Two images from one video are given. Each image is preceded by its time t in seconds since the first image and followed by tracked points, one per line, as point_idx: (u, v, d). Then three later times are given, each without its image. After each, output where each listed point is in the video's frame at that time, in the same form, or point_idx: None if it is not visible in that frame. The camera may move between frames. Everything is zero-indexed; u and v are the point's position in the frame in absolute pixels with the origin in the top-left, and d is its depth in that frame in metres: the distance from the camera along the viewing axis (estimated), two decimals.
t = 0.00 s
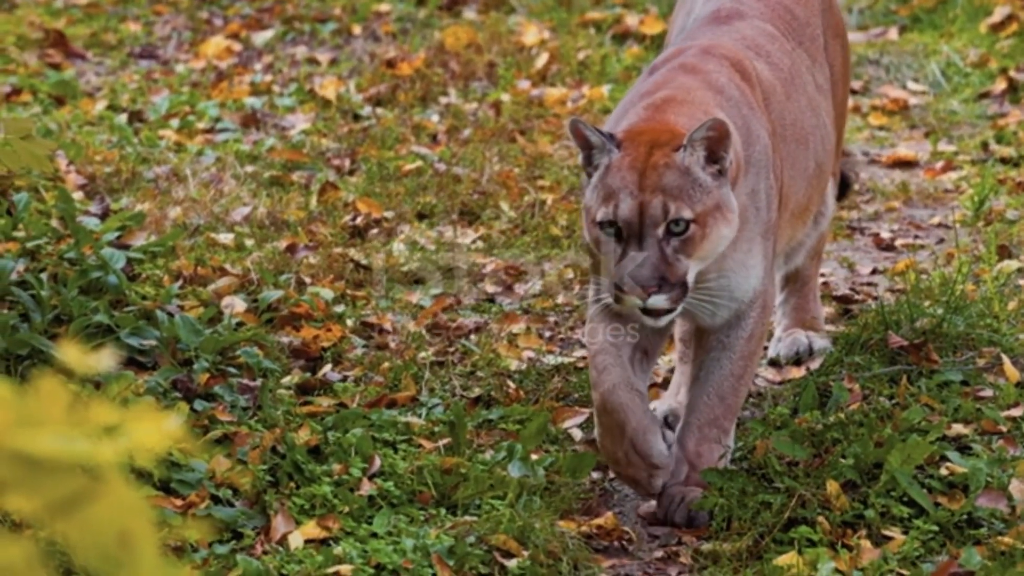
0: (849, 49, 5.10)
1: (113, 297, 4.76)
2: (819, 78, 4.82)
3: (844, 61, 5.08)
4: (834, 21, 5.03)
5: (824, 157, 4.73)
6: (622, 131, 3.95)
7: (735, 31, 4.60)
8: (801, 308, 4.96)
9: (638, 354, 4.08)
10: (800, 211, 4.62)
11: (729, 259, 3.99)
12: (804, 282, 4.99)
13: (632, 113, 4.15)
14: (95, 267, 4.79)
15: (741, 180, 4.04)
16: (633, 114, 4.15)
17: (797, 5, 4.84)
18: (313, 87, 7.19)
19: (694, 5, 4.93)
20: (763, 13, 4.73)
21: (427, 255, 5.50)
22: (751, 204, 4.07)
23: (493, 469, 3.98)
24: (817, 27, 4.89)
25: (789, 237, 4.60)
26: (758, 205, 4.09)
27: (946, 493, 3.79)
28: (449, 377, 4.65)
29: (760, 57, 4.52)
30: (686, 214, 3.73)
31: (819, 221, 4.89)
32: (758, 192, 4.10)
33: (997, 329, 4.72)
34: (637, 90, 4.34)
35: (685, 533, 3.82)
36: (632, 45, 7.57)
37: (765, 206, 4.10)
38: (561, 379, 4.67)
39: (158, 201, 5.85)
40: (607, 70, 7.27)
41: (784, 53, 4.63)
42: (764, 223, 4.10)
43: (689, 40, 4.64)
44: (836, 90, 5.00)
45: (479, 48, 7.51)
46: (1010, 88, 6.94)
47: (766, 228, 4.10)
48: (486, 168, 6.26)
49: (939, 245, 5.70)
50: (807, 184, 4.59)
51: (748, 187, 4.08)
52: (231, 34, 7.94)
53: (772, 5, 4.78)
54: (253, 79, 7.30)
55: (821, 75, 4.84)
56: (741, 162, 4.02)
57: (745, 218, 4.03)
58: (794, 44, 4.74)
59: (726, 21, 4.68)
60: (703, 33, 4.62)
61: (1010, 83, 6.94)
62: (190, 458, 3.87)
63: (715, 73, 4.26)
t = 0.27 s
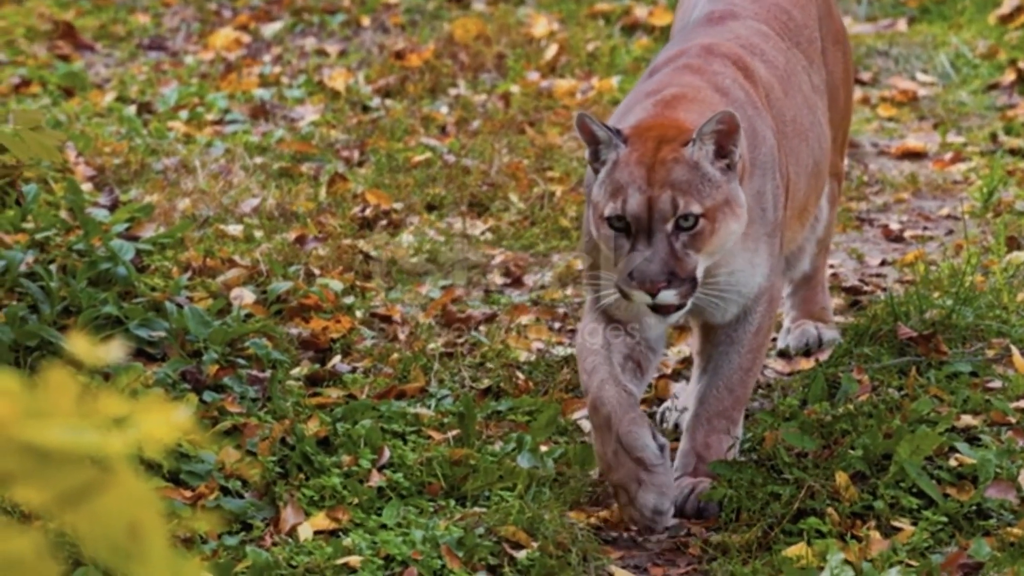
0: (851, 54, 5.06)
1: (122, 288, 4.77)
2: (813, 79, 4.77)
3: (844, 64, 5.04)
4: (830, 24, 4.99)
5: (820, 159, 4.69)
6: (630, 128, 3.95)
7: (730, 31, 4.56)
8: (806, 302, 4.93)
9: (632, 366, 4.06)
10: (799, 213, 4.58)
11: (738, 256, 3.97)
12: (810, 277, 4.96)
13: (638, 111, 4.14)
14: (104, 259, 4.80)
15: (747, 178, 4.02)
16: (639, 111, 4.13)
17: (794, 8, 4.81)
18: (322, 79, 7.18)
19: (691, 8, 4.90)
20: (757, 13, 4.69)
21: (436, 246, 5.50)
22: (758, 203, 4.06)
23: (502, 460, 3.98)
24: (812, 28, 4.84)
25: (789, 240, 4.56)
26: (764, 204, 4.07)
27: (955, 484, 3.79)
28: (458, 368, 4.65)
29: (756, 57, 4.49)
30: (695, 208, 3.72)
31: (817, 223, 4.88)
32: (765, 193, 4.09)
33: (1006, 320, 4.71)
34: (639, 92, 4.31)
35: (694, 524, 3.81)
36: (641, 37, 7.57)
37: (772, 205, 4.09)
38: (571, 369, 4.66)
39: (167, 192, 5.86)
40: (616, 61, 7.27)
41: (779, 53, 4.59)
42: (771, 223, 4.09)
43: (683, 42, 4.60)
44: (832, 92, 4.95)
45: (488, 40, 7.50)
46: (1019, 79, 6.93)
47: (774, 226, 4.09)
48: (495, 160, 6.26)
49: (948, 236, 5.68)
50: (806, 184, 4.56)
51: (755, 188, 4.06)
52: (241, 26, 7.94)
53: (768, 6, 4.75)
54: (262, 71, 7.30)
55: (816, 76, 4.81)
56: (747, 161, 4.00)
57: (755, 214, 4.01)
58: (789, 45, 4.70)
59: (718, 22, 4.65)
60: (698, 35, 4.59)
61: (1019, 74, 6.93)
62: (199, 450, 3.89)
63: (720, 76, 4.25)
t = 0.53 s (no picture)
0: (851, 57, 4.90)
1: (130, 279, 4.77)
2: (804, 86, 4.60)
3: (842, 68, 4.86)
4: (824, 25, 4.82)
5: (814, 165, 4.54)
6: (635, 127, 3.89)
7: (720, 36, 4.46)
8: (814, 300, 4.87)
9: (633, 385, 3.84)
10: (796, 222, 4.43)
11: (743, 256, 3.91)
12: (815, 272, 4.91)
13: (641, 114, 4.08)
14: (112, 250, 4.81)
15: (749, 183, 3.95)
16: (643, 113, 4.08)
17: (786, 15, 4.65)
18: (330, 69, 7.18)
19: (685, 14, 4.78)
20: (746, 21, 4.56)
21: (445, 238, 5.50)
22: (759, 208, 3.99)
23: (511, 451, 3.98)
24: (804, 35, 4.68)
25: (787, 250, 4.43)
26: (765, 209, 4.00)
27: (963, 476, 3.78)
28: (466, 359, 4.65)
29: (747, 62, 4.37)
30: (704, 207, 3.66)
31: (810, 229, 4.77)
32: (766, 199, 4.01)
33: (1014, 311, 4.70)
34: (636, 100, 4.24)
35: (702, 515, 3.82)
36: (649, 28, 7.56)
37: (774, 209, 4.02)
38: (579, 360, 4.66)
39: (175, 183, 5.86)
40: (624, 52, 7.26)
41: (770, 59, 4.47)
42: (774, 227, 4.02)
43: (672, 50, 4.51)
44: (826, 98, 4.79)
45: (496, 30, 7.50)
46: None
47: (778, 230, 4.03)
48: (503, 150, 6.26)
49: (956, 227, 5.68)
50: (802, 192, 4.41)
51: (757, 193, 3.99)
52: (249, 17, 7.94)
53: (758, 14, 4.61)
54: (270, 62, 7.30)
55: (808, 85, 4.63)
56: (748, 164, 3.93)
57: (760, 216, 3.95)
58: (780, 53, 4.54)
59: (705, 30, 4.53)
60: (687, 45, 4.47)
61: None
62: (208, 440, 3.90)
63: (722, 83, 4.19)
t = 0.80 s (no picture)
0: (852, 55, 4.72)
1: (137, 270, 4.78)
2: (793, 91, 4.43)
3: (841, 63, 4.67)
4: (820, 19, 4.63)
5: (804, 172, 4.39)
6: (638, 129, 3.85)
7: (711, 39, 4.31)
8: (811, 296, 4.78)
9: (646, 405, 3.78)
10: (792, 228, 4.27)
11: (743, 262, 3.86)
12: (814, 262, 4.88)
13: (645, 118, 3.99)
14: (119, 241, 4.81)
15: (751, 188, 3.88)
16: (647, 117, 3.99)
17: (777, 13, 4.47)
18: (338, 60, 7.18)
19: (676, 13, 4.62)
20: (735, 22, 4.40)
21: (452, 229, 5.50)
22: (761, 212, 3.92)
23: (518, 442, 3.98)
24: (795, 34, 4.49)
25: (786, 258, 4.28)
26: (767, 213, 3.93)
27: (970, 466, 3.78)
28: (473, 350, 4.64)
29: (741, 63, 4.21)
30: (706, 209, 3.63)
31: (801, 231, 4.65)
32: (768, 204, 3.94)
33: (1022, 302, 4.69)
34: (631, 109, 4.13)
35: (709, 506, 3.82)
36: (657, 19, 7.56)
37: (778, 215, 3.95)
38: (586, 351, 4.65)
39: (182, 174, 5.87)
40: (632, 43, 7.26)
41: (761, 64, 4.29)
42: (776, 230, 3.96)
43: (661, 54, 4.38)
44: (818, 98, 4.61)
45: (503, 21, 7.49)
46: None
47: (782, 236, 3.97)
48: (510, 141, 6.25)
49: (964, 218, 5.66)
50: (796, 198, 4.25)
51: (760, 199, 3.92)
52: (256, 8, 7.93)
53: (747, 14, 4.44)
54: (277, 53, 7.30)
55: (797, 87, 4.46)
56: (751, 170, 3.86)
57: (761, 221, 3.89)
58: (770, 55, 4.37)
59: (696, 33, 4.37)
60: (676, 49, 4.33)
61: None
62: (214, 432, 3.91)
63: (724, 91, 4.07)
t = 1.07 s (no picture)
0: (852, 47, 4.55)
1: (144, 261, 4.79)
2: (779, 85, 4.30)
3: (841, 54, 4.49)
4: (814, 11, 4.48)
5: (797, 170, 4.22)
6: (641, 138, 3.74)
7: (702, 40, 4.20)
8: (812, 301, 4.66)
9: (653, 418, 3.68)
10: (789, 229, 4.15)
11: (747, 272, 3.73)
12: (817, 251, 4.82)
13: (647, 124, 3.87)
14: (126, 232, 4.82)
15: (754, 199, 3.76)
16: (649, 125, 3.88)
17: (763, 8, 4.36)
18: (344, 51, 7.17)
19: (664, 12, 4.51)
20: (725, 20, 4.30)
21: (458, 219, 5.49)
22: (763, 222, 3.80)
23: (524, 432, 3.98)
24: (784, 27, 4.38)
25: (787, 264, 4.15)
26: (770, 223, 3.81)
27: (977, 456, 3.77)
28: (480, 340, 4.64)
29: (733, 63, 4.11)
30: (707, 216, 3.51)
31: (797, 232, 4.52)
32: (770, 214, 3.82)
33: None
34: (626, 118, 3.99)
35: (716, 496, 3.83)
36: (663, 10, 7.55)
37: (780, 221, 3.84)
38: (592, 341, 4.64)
39: (189, 164, 5.87)
40: (638, 33, 7.25)
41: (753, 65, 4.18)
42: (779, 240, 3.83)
43: (654, 59, 4.23)
44: (815, 92, 4.45)
45: (509, 12, 7.49)
46: None
47: (785, 242, 3.86)
48: (517, 131, 6.25)
49: (970, 208, 5.65)
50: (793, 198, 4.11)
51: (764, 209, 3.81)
52: None
53: (737, 10, 4.34)
54: (283, 43, 7.29)
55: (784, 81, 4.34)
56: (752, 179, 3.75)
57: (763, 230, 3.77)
58: (758, 51, 4.27)
59: (687, 33, 4.25)
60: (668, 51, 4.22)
61: None
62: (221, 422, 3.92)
63: (727, 103, 3.96)
